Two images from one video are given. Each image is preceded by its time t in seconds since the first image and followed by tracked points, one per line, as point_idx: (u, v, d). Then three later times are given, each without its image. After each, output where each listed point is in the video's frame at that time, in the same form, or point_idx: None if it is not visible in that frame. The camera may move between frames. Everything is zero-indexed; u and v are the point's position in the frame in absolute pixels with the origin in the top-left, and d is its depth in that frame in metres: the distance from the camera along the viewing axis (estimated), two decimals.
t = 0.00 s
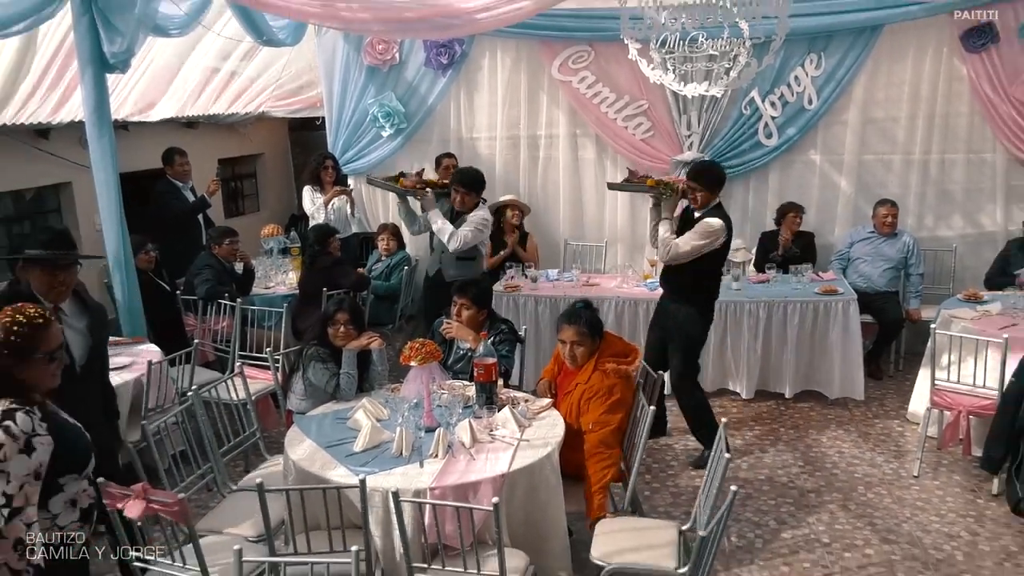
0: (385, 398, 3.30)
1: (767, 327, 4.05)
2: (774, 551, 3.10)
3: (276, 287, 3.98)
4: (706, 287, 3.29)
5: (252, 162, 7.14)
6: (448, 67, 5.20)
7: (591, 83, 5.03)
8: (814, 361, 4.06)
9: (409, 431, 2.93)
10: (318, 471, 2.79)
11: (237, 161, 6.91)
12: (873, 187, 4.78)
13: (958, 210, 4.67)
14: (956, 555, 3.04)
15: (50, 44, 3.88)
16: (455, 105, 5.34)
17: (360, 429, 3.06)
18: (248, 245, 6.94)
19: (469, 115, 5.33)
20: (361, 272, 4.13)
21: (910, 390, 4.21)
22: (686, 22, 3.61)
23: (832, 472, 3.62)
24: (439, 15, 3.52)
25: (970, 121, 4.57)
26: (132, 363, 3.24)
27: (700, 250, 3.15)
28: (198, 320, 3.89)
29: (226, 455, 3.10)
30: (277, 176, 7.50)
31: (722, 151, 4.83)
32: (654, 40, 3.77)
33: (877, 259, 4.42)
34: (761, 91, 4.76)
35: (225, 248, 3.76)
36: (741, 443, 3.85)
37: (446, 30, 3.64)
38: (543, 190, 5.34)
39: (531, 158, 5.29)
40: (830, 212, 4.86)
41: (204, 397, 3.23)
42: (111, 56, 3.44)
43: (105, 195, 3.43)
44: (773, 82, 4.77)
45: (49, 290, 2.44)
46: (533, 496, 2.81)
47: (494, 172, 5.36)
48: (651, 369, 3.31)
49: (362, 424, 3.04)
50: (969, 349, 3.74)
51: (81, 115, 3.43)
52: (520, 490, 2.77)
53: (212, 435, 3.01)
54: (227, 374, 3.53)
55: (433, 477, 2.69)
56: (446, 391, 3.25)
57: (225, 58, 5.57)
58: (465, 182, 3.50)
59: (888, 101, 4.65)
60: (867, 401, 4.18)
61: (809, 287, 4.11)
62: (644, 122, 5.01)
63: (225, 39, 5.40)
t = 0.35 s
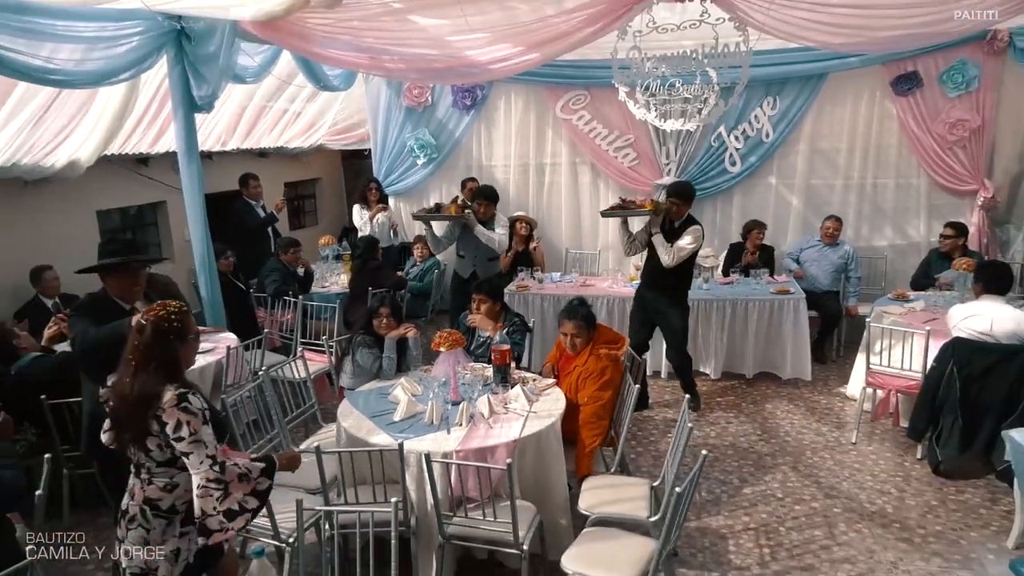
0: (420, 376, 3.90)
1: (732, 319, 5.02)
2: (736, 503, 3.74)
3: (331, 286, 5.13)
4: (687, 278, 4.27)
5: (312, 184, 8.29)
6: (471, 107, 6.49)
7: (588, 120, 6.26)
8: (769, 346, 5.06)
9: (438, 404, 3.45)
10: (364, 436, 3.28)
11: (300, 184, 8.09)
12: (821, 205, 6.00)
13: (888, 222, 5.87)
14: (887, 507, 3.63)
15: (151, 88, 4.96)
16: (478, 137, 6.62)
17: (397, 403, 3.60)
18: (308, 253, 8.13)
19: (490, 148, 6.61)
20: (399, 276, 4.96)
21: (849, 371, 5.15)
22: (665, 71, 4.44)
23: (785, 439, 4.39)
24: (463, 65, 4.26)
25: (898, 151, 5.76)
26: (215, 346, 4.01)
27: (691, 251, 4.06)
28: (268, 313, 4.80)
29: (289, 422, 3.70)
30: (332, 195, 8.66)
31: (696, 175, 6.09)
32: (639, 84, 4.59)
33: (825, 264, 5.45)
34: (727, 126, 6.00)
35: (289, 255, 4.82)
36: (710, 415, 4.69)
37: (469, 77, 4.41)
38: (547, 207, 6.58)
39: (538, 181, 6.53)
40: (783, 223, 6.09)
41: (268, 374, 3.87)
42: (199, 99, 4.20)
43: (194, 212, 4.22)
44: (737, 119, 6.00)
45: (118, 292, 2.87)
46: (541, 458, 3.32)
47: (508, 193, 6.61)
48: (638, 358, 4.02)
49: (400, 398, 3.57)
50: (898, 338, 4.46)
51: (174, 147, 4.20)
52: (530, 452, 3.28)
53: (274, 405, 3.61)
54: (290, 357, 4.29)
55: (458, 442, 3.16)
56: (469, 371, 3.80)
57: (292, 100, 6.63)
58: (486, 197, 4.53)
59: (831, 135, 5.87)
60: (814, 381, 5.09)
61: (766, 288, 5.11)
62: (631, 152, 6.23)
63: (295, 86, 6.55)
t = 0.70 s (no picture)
0: (435, 375, 3.95)
1: (743, 319, 5.07)
2: (748, 502, 3.77)
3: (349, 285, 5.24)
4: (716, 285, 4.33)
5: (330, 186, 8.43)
6: (486, 110, 6.57)
7: (601, 123, 6.32)
8: (781, 346, 5.10)
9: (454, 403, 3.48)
10: (381, 433, 3.30)
11: (319, 186, 8.23)
12: (833, 207, 6.02)
13: (899, 223, 5.89)
14: (899, 508, 3.66)
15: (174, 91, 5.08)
16: (493, 140, 6.70)
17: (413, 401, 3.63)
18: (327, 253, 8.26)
19: (505, 151, 6.70)
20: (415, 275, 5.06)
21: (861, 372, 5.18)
22: (678, 75, 4.50)
23: (797, 440, 4.40)
24: (480, 69, 4.35)
25: (910, 154, 5.78)
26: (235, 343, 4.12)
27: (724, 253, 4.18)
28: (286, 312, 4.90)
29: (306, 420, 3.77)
30: (351, 196, 8.79)
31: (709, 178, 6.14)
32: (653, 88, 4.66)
33: (837, 268, 5.47)
34: (739, 129, 6.04)
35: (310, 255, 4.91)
36: (722, 415, 4.72)
37: (487, 81, 4.50)
38: (560, 208, 6.66)
39: (552, 183, 6.61)
40: (797, 224, 6.11)
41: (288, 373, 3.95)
42: (220, 102, 4.29)
43: (216, 212, 4.31)
44: (749, 123, 6.05)
45: (142, 302, 2.55)
46: (555, 456, 3.36)
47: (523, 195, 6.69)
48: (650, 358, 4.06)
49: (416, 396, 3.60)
50: (911, 340, 4.49)
51: (197, 149, 4.28)
52: (543, 450, 3.31)
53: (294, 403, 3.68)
54: (309, 355, 4.38)
55: (472, 440, 3.20)
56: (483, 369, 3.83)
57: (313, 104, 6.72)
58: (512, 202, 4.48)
59: (843, 138, 5.90)
60: (825, 382, 5.12)
61: (777, 288, 5.14)
62: (644, 154, 6.29)
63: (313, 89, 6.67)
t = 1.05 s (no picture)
0: (447, 374, 3.95)
1: (756, 320, 5.04)
2: (762, 504, 3.75)
3: (361, 284, 5.26)
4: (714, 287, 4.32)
5: (343, 186, 8.47)
6: (499, 110, 6.58)
7: (614, 123, 6.31)
8: (795, 347, 5.06)
9: (466, 402, 3.48)
10: (393, 433, 3.31)
11: (333, 185, 8.27)
12: (848, 207, 5.98)
13: (915, 224, 5.84)
14: (914, 511, 3.62)
15: (190, 92, 5.12)
16: (506, 140, 6.71)
17: (425, 400, 3.64)
18: (341, 253, 8.29)
19: (517, 151, 6.70)
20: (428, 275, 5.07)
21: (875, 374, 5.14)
22: (692, 75, 4.49)
23: (810, 442, 4.37)
24: (494, 69, 4.36)
25: (926, 154, 5.73)
26: (249, 343, 4.16)
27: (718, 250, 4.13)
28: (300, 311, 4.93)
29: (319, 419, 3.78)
30: (363, 196, 8.82)
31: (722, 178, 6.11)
32: (666, 88, 4.65)
33: (853, 269, 5.43)
34: (753, 129, 6.01)
35: (322, 255, 4.93)
36: (735, 416, 4.70)
37: (500, 81, 4.50)
38: (573, 208, 6.65)
39: (565, 182, 6.61)
40: (811, 225, 6.07)
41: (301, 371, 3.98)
42: (235, 102, 4.32)
43: (229, 211, 4.34)
44: (763, 122, 6.02)
45: (151, 305, 2.47)
46: (566, 456, 3.35)
47: (535, 194, 6.69)
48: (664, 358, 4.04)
49: (427, 396, 3.61)
50: (927, 342, 4.45)
51: (211, 149, 4.32)
52: (555, 449, 3.30)
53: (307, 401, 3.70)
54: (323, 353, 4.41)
55: (484, 440, 3.19)
56: (495, 370, 3.83)
57: (326, 103, 6.76)
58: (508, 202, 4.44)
59: (858, 137, 5.86)
60: (840, 384, 5.08)
61: (791, 289, 5.11)
62: (657, 154, 6.27)
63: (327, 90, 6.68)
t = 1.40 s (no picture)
0: (461, 374, 3.96)
1: (771, 321, 5.01)
2: (776, 506, 3.73)
3: (376, 283, 5.29)
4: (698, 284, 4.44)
5: (357, 185, 8.51)
6: (513, 110, 6.58)
7: (628, 123, 6.31)
8: (810, 348, 5.02)
9: (479, 402, 3.47)
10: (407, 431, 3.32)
11: (347, 185, 8.31)
12: (864, 208, 5.94)
13: (933, 225, 5.79)
14: (931, 515, 3.59)
15: (207, 92, 5.16)
16: (520, 139, 6.71)
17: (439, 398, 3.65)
18: (355, 252, 8.33)
19: (531, 151, 6.70)
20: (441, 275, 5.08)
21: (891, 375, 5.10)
22: (707, 74, 4.47)
23: (825, 444, 4.35)
24: (508, 69, 4.36)
25: (945, 154, 5.68)
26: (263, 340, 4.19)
27: (684, 255, 4.18)
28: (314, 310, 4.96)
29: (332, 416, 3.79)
30: (377, 196, 8.85)
31: (737, 178, 6.08)
32: (681, 88, 4.64)
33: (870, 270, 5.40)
34: (768, 128, 5.98)
35: (337, 253, 4.96)
36: (749, 418, 4.68)
37: (515, 81, 4.50)
38: (587, 208, 6.64)
39: (579, 182, 6.61)
40: (827, 226, 6.02)
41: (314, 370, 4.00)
42: (251, 102, 4.34)
43: (245, 210, 4.37)
44: (778, 122, 5.99)
45: (166, 317, 2.32)
46: (580, 456, 3.34)
47: (549, 194, 6.69)
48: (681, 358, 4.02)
49: (441, 395, 3.61)
50: (944, 344, 4.41)
51: (227, 148, 4.34)
52: (569, 449, 3.30)
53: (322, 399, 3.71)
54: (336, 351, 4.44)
55: (497, 439, 3.19)
56: (509, 369, 3.84)
57: (341, 104, 6.79)
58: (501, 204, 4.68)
59: (875, 137, 5.81)
60: (856, 385, 5.05)
61: (807, 290, 5.09)
62: (671, 154, 6.26)
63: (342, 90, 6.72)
